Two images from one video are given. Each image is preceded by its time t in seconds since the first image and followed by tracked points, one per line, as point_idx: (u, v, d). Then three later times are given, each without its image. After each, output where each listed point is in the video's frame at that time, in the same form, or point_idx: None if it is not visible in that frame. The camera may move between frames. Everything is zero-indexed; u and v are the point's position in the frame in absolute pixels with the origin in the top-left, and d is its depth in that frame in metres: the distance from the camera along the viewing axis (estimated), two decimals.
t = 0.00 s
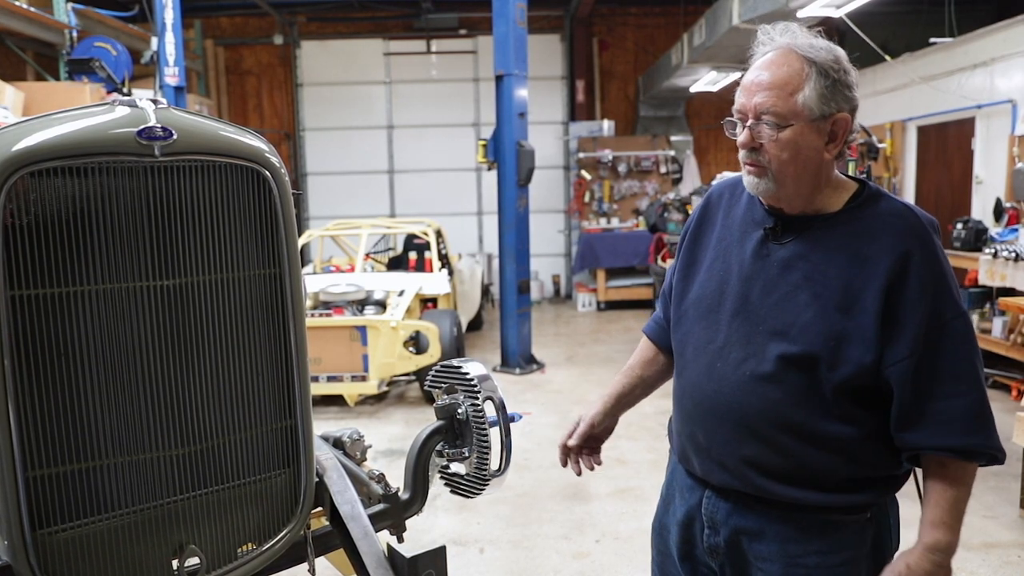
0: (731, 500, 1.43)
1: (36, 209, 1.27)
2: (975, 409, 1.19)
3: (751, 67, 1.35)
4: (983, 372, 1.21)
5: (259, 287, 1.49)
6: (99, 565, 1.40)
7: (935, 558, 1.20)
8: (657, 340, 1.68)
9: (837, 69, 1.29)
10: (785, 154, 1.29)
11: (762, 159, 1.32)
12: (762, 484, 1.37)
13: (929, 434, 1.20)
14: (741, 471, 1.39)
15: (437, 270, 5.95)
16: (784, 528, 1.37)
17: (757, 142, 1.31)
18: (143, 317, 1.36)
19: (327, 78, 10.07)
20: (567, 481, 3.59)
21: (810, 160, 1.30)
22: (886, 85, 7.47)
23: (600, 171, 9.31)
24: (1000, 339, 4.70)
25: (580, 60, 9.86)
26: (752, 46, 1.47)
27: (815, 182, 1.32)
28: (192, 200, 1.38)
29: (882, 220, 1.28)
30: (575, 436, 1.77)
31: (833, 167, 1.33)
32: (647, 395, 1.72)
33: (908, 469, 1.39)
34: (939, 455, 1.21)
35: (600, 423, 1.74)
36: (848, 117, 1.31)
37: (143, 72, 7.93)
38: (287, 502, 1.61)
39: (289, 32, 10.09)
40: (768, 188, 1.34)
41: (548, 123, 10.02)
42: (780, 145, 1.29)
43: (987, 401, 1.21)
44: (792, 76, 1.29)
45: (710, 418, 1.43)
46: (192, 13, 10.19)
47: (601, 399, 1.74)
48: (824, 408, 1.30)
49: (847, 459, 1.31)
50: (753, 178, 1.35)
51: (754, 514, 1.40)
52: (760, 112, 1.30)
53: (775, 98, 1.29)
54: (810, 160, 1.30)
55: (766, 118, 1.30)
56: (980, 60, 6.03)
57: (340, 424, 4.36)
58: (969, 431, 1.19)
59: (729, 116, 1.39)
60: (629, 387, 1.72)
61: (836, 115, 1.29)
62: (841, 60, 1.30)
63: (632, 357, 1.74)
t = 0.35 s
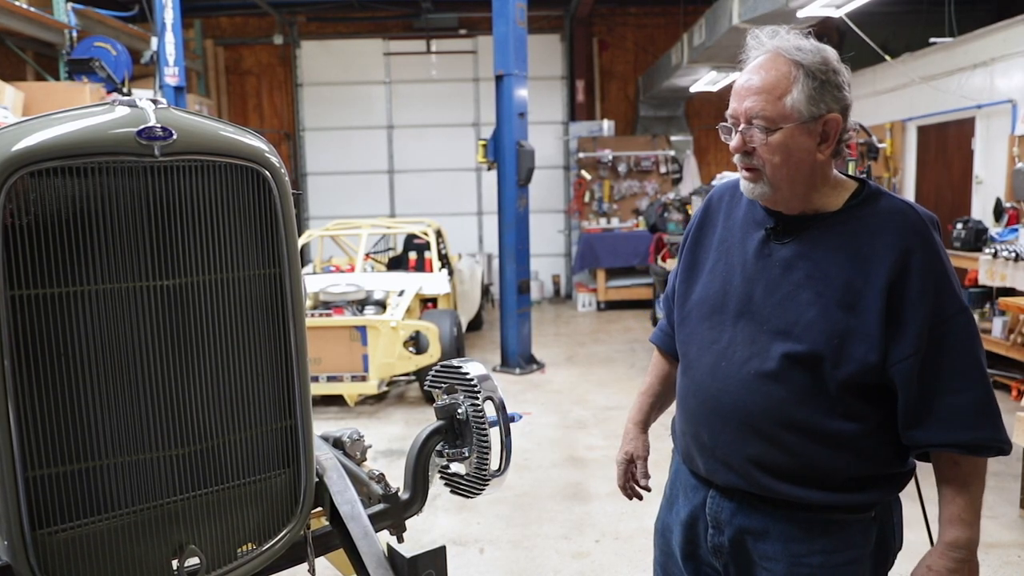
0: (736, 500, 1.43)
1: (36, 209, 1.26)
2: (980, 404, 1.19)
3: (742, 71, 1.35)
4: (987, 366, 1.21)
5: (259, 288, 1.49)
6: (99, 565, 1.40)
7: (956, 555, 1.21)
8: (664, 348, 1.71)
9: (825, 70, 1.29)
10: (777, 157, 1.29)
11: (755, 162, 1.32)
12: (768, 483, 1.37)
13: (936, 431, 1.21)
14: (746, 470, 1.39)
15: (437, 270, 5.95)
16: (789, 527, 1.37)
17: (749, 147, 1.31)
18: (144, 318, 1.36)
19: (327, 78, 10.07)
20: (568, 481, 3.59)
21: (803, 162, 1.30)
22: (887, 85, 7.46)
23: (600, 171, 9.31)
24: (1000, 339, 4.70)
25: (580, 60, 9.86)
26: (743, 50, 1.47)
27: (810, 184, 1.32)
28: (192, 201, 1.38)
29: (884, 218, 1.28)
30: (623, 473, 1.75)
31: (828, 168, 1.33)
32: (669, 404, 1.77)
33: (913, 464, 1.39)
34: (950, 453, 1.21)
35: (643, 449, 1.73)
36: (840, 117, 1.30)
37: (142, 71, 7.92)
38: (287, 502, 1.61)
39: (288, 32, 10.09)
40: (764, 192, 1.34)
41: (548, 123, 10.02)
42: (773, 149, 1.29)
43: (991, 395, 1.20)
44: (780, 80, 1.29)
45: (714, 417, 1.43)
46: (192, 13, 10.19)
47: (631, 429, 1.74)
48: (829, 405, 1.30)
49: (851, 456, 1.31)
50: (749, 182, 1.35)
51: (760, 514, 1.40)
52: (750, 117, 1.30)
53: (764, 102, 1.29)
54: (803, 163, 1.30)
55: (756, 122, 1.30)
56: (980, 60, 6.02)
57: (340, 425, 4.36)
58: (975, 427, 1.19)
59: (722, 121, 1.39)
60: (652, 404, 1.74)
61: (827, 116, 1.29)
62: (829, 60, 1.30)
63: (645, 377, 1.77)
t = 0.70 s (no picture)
0: (737, 496, 1.43)
1: (36, 209, 1.26)
2: (972, 402, 1.18)
3: (739, 74, 1.35)
4: (983, 365, 1.19)
5: (259, 288, 1.49)
6: (100, 565, 1.40)
7: (936, 552, 1.19)
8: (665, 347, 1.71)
9: (823, 71, 1.28)
10: (778, 159, 1.29)
11: (756, 164, 1.32)
12: (768, 479, 1.37)
13: (926, 427, 1.19)
14: (747, 466, 1.39)
15: (437, 270, 5.95)
16: (789, 524, 1.37)
17: (750, 149, 1.31)
18: (144, 318, 1.36)
19: (327, 78, 10.07)
20: (567, 481, 3.59)
21: (804, 162, 1.29)
22: (887, 85, 7.46)
23: (600, 171, 9.31)
24: (1000, 339, 4.70)
25: (580, 60, 9.86)
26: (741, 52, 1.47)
27: (812, 184, 1.32)
28: (193, 202, 1.38)
29: (883, 215, 1.27)
30: (610, 467, 1.74)
31: (829, 167, 1.33)
32: (666, 404, 1.77)
33: (916, 465, 1.38)
34: (937, 450, 1.19)
35: (633, 446, 1.72)
36: (839, 117, 1.30)
37: (142, 72, 7.92)
38: (287, 503, 1.61)
39: (288, 32, 10.09)
40: (765, 193, 1.34)
41: (548, 123, 10.02)
42: (772, 151, 1.29)
43: (986, 392, 1.19)
44: (778, 82, 1.29)
45: (715, 413, 1.43)
46: (192, 13, 10.18)
47: (624, 424, 1.73)
48: (829, 401, 1.30)
49: (851, 452, 1.31)
50: (751, 184, 1.35)
51: (761, 510, 1.40)
52: (749, 119, 1.30)
53: (764, 105, 1.29)
54: (803, 163, 1.30)
55: (756, 124, 1.30)
56: (980, 60, 6.03)
57: (339, 425, 4.36)
58: (969, 424, 1.17)
59: (722, 124, 1.39)
60: (649, 402, 1.74)
61: (825, 116, 1.28)
62: (826, 60, 1.30)
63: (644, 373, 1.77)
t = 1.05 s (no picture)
0: (739, 496, 1.43)
1: (35, 209, 1.26)
2: (971, 399, 1.17)
3: (720, 85, 1.36)
4: (982, 361, 1.19)
5: (259, 289, 1.49)
6: (100, 564, 1.40)
7: (941, 548, 1.18)
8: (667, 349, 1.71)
9: (801, 76, 1.28)
10: (764, 167, 1.30)
11: (743, 174, 1.33)
12: (770, 479, 1.37)
13: (925, 424, 1.20)
14: (749, 466, 1.39)
15: (437, 270, 5.95)
16: (791, 524, 1.38)
17: (736, 160, 1.32)
18: (144, 318, 1.36)
19: (327, 78, 10.07)
20: (568, 481, 3.59)
21: (790, 169, 1.30)
22: (886, 85, 7.46)
23: (600, 171, 9.32)
24: (999, 339, 4.70)
25: (580, 60, 9.87)
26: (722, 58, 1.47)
27: (801, 188, 1.32)
28: (193, 203, 1.38)
29: (879, 213, 1.27)
30: (616, 471, 1.75)
31: (817, 170, 1.33)
32: (671, 406, 1.77)
33: (918, 463, 1.38)
34: (936, 446, 1.19)
35: (639, 450, 1.72)
36: (821, 120, 1.30)
37: (142, 71, 7.92)
38: (287, 503, 1.61)
39: (288, 32, 10.09)
40: (756, 201, 1.35)
41: (548, 123, 10.02)
42: (757, 160, 1.30)
43: (985, 387, 1.19)
44: (755, 92, 1.29)
45: (716, 414, 1.43)
46: (191, 13, 10.18)
47: (629, 428, 1.74)
48: (829, 400, 1.30)
49: (851, 450, 1.31)
50: (741, 193, 1.36)
51: (763, 509, 1.40)
52: (732, 131, 1.31)
53: (744, 116, 1.29)
54: (789, 169, 1.30)
55: (739, 135, 1.30)
56: (980, 60, 6.02)
57: (339, 425, 4.36)
58: (967, 420, 1.17)
59: (709, 133, 1.40)
60: (653, 406, 1.74)
61: (807, 121, 1.28)
62: (805, 64, 1.29)
63: (648, 374, 1.77)
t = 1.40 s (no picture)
0: (738, 497, 1.43)
1: (35, 209, 1.26)
2: (967, 397, 1.16)
3: (698, 95, 1.37)
4: (978, 357, 1.18)
5: (259, 289, 1.49)
6: (101, 564, 1.40)
7: (942, 549, 1.18)
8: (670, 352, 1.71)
9: (773, 83, 1.28)
10: (743, 175, 1.31)
11: (726, 182, 1.34)
12: (769, 481, 1.37)
13: (923, 422, 1.19)
14: (747, 467, 1.39)
15: (437, 270, 5.95)
16: (791, 524, 1.37)
17: (717, 169, 1.33)
18: (144, 318, 1.36)
19: (327, 78, 10.07)
20: (568, 481, 3.59)
21: (769, 175, 1.30)
22: (887, 85, 7.46)
23: (600, 171, 9.32)
24: (999, 339, 4.70)
25: (580, 60, 9.87)
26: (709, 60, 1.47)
27: (787, 192, 1.32)
28: (193, 203, 1.38)
29: (871, 213, 1.26)
30: (623, 473, 1.75)
31: (800, 173, 1.32)
32: (675, 408, 1.77)
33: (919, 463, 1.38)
34: (934, 446, 1.18)
35: (645, 452, 1.72)
36: (798, 124, 1.29)
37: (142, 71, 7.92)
38: (287, 503, 1.61)
39: (288, 31, 10.09)
40: (742, 207, 1.36)
41: (547, 122, 10.02)
42: (737, 169, 1.31)
43: (981, 385, 1.18)
44: (729, 103, 1.29)
45: (714, 417, 1.43)
46: (191, 13, 10.17)
47: (636, 430, 1.74)
48: (825, 401, 1.29)
49: (849, 451, 1.31)
50: (727, 199, 1.37)
51: (763, 511, 1.40)
52: (710, 142, 1.32)
53: (719, 127, 1.30)
54: (769, 176, 1.30)
55: (716, 146, 1.32)
56: (980, 60, 6.02)
57: (339, 425, 4.36)
58: (964, 420, 1.16)
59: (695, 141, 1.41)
60: (658, 408, 1.75)
61: (782, 127, 1.28)
62: (779, 69, 1.28)
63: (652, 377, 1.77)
